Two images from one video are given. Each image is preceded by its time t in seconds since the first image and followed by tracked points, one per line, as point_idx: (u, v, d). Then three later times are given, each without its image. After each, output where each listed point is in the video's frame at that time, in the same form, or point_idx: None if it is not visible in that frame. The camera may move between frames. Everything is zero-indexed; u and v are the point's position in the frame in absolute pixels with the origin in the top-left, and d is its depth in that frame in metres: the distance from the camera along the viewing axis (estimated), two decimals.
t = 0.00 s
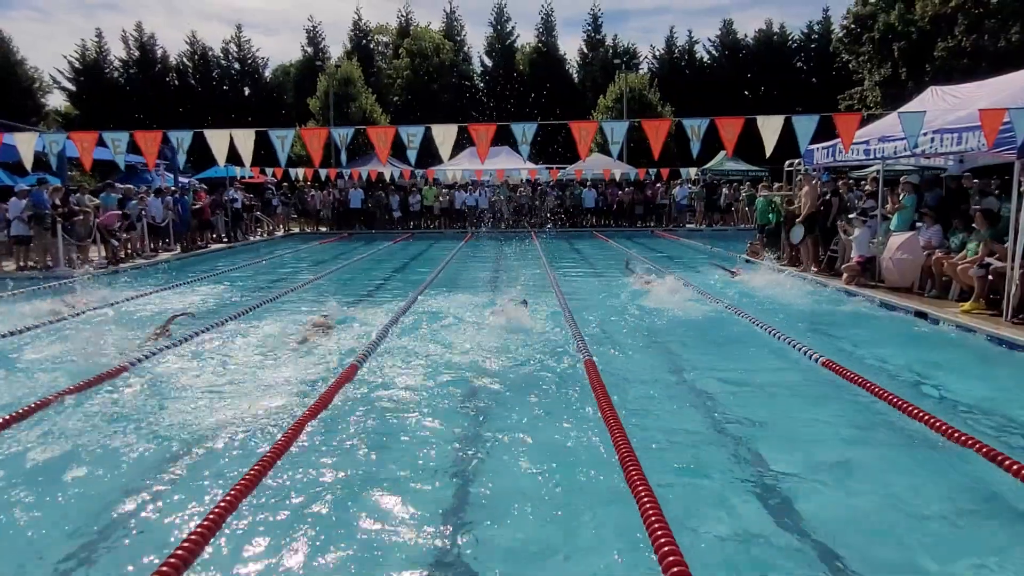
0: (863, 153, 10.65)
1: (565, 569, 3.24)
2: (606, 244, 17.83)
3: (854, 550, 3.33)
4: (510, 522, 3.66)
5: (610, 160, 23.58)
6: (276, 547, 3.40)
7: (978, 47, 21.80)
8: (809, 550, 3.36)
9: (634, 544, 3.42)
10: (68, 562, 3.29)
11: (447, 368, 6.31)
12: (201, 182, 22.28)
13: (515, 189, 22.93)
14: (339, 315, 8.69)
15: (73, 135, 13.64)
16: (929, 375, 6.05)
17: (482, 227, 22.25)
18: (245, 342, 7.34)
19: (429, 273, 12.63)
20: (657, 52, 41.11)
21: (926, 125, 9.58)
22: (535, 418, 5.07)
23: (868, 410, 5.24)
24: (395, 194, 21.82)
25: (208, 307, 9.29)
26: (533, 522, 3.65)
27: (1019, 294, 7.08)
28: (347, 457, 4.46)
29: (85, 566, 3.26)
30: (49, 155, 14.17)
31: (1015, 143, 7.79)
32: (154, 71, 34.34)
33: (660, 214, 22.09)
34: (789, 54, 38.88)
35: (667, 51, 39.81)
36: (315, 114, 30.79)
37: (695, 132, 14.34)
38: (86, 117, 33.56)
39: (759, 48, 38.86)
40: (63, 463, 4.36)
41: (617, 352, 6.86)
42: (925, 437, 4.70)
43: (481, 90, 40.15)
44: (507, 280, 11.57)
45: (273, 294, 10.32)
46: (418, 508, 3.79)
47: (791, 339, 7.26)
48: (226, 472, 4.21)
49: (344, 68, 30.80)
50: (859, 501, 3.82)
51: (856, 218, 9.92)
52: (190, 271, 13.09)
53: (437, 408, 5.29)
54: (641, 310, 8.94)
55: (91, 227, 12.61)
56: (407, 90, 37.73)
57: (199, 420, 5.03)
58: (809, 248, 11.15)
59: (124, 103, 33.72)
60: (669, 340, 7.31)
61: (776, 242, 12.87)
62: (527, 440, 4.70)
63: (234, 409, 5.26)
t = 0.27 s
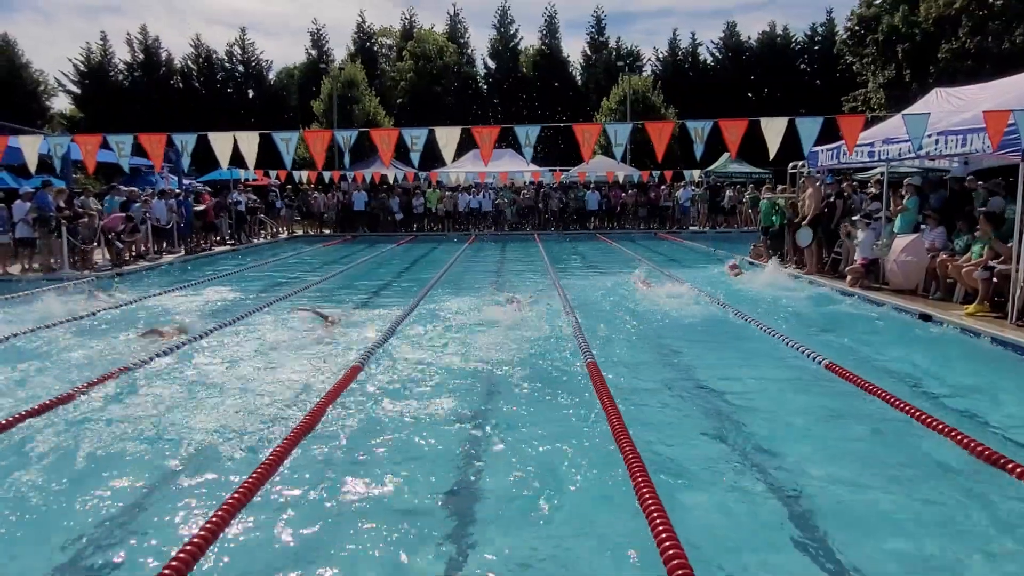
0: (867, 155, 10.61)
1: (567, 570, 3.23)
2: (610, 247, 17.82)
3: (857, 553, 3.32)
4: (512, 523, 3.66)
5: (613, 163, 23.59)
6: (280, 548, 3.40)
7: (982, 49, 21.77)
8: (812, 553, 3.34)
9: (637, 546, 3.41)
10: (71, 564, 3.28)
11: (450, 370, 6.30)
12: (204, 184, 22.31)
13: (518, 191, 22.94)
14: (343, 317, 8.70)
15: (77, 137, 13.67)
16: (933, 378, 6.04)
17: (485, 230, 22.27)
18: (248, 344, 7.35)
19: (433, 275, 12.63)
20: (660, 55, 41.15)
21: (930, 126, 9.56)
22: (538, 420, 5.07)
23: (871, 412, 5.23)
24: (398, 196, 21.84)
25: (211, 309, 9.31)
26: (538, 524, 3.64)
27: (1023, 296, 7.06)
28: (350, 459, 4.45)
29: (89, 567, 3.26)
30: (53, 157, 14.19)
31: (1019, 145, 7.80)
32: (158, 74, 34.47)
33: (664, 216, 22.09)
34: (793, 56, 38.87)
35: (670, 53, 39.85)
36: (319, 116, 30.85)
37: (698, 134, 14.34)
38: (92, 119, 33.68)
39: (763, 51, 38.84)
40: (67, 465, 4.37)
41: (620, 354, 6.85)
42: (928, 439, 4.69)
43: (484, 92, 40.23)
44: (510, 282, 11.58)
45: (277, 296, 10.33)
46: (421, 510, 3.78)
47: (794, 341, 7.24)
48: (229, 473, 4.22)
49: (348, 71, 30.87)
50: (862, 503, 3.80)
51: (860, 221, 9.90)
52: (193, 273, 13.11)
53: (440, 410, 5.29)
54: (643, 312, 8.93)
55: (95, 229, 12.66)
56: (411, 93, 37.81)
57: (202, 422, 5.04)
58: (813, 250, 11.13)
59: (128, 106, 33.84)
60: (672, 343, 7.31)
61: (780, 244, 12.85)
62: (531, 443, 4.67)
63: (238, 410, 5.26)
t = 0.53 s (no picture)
0: (859, 169, 10.66)
1: None
2: (603, 258, 17.84)
3: (849, 565, 3.31)
4: (503, 537, 3.61)
5: (607, 174, 23.66)
6: (270, 558, 3.36)
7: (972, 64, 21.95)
8: (804, 565, 3.33)
9: (629, 557, 3.39)
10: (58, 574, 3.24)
11: (443, 381, 6.27)
12: (197, 193, 22.27)
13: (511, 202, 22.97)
14: (335, 326, 8.65)
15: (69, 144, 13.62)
16: (924, 391, 6.03)
17: (478, 240, 22.26)
18: (239, 353, 7.29)
19: (427, 285, 12.61)
20: (654, 67, 41.37)
21: (921, 141, 9.61)
22: (531, 432, 5.03)
23: (864, 425, 5.21)
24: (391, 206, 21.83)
25: (203, 318, 9.25)
26: (530, 535, 3.62)
27: (1014, 311, 7.08)
28: (342, 469, 4.41)
29: None
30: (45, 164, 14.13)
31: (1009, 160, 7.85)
32: (152, 82, 34.45)
33: (657, 228, 22.14)
34: (785, 70, 39.14)
35: (664, 66, 40.07)
36: (313, 126, 30.87)
37: (692, 147, 14.39)
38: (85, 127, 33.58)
39: (755, 65, 39.10)
40: (53, 475, 4.30)
41: (613, 366, 6.82)
42: (920, 453, 4.67)
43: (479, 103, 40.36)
44: (503, 293, 11.55)
45: (269, 305, 10.29)
46: (414, 521, 3.75)
47: (787, 353, 7.24)
48: (218, 484, 4.16)
49: (342, 81, 30.91)
50: (855, 518, 3.77)
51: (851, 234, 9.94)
52: (185, 281, 13.05)
53: (431, 421, 5.24)
54: (637, 324, 8.92)
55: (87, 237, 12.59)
56: (406, 103, 37.88)
57: (192, 432, 4.98)
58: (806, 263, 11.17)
59: (121, 114, 33.79)
60: (665, 354, 7.30)
61: (772, 257, 12.89)
62: (524, 454, 4.65)
63: (228, 420, 5.20)
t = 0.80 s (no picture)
0: (866, 181, 10.63)
1: None
2: (610, 270, 17.84)
3: None
4: (509, 549, 3.59)
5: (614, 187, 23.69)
6: (278, 569, 3.36)
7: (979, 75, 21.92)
8: None
9: (636, 568, 3.38)
10: None
11: (450, 393, 6.26)
12: (206, 206, 22.41)
13: (518, 215, 23.02)
14: (342, 339, 8.67)
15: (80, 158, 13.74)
16: (933, 403, 5.99)
17: (485, 252, 22.30)
18: (248, 365, 7.30)
19: (434, 297, 12.64)
20: (660, 80, 41.49)
21: (928, 152, 9.59)
22: (538, 445, 5.01)
23: (870, 436, 5.19)
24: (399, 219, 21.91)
25: (211, 330, 9.28)
26: (536, 546, 3.61)
27: None
28: (350, 480, 4.42)
29: None
30: (56, 178, 14.25)
31: (1016, 171, 7.85)
32: (162, 96, 34.76)
33: (664, 240, 22.15)
34: (792, 82, 39.19)
35: (671, 78, 40.20)
36: (321, 139, 31.06)
37: (698, 159, 14.40)
38: (96, 141, 33.86)
39: (762, 77, 39.14)
40: (62, 487, 4.31)
41: (620, 378, 6.80)
42: (928, 465, 4.64)
43: (486, 116, 40.55)
44: (510, 305, 11.57)
45: (277, 317, 10.32)
46: (421, 532, 3.75)
47: (794, 365, 7.22)
48: (228, 497, 4.14)
49: (350, 95, 31.12)
50: (865, 531, 3.74)
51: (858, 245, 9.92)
52: (194, 294, 13.11)
53: (439, 433, 5.23)
54: (643, 335, 8.91)
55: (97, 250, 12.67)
56: (413, 116, 38.07)
57: (200, 444, 4.98)
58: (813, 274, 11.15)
59: (131, 128, 34.08)
60: (671, 366, 7.29)
61: (780, 268, 12.87)
62: (531, 465, 4.64)
63: (236, 432, 5.21)
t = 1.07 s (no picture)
0: (870, 181, 10.60)
1: None
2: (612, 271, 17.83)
3: None
4: (512, 552, 3.56)
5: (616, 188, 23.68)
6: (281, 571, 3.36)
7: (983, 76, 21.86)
8: None
9: (638, 569, 3.37)
10: None
11: (452, 395, 6.25)
12: (209, 209, 22.44)
13: (520, 217, 23.01)
14: (345, 341, 8.65)
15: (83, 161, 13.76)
16: (938, 404, 5.96)
17: (488, 254, 22.30)
18: (250, 367, 7.30)
19: (437, 298, 12.64)
20: (663, 81, 41.48)
21: (932, 152, 9.56)
22: (540, 447, 4.98)
23: (875, 438, 5.15)
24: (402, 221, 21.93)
25: (213, 333, 9.26)
26: (539, 547, 3.60)
27: None
28: (352, 482, 4.41)
29: None
30: (59, 181, 14.25)
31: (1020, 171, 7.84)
32: (165, 99, 34.83)
33: (666, 241, 22.13)
34: (794, 83, 39.16)
35: (673, 79, 40.20)
36: (324, 141, 31.10)
37: (700, 160, 14.39)
38: (99, 143, 33.93)
39: (764, 77, 39.10)
40: (64, 490, 4.29)
41: (623, 380, 6.77)
42: (931, 466, 4.62)
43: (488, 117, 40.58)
44: (512, 306, 11.55)
45: (280, 319, 10.33)
46: (424, 534, 3.74)
47: (797, 366, 7.20)
48: (230, 499, 4.13)
49: (353, 97, 31.14)
50: (870, 533, 3.71)
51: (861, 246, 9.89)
52: (196, 296, 13.12)
53: (441, 436, 5.21)
54: (646, 337, 8.91)
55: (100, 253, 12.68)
56: (415, 118, 38.08)
57: (202, 446, 4.97)
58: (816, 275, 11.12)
59: (135, 131, 34.14)
60: (673, 367, 7.28)
61: (783, 269, 12.85)
62: (533, 467, 4.63)
63: (238, 435, 5.19)
